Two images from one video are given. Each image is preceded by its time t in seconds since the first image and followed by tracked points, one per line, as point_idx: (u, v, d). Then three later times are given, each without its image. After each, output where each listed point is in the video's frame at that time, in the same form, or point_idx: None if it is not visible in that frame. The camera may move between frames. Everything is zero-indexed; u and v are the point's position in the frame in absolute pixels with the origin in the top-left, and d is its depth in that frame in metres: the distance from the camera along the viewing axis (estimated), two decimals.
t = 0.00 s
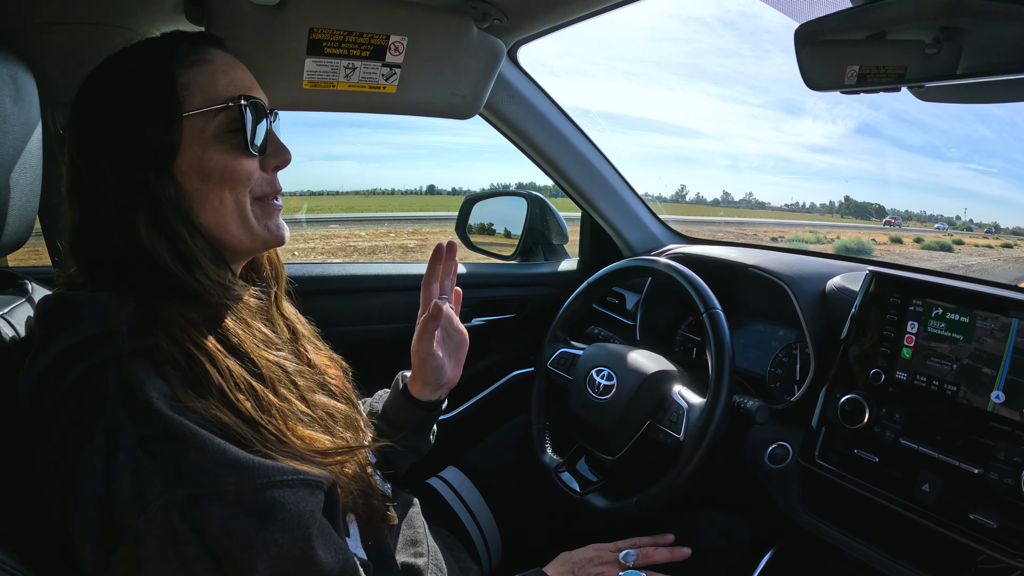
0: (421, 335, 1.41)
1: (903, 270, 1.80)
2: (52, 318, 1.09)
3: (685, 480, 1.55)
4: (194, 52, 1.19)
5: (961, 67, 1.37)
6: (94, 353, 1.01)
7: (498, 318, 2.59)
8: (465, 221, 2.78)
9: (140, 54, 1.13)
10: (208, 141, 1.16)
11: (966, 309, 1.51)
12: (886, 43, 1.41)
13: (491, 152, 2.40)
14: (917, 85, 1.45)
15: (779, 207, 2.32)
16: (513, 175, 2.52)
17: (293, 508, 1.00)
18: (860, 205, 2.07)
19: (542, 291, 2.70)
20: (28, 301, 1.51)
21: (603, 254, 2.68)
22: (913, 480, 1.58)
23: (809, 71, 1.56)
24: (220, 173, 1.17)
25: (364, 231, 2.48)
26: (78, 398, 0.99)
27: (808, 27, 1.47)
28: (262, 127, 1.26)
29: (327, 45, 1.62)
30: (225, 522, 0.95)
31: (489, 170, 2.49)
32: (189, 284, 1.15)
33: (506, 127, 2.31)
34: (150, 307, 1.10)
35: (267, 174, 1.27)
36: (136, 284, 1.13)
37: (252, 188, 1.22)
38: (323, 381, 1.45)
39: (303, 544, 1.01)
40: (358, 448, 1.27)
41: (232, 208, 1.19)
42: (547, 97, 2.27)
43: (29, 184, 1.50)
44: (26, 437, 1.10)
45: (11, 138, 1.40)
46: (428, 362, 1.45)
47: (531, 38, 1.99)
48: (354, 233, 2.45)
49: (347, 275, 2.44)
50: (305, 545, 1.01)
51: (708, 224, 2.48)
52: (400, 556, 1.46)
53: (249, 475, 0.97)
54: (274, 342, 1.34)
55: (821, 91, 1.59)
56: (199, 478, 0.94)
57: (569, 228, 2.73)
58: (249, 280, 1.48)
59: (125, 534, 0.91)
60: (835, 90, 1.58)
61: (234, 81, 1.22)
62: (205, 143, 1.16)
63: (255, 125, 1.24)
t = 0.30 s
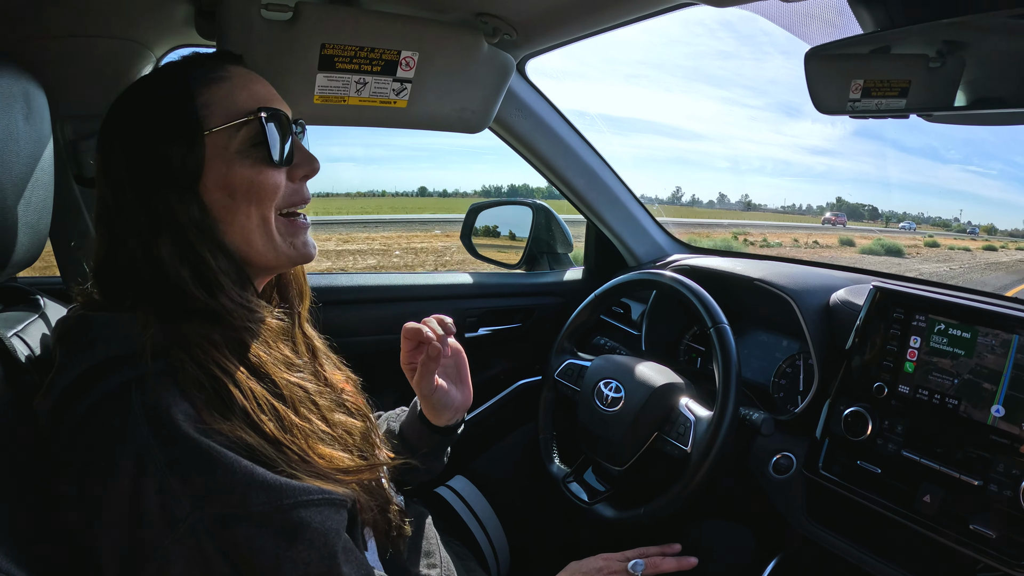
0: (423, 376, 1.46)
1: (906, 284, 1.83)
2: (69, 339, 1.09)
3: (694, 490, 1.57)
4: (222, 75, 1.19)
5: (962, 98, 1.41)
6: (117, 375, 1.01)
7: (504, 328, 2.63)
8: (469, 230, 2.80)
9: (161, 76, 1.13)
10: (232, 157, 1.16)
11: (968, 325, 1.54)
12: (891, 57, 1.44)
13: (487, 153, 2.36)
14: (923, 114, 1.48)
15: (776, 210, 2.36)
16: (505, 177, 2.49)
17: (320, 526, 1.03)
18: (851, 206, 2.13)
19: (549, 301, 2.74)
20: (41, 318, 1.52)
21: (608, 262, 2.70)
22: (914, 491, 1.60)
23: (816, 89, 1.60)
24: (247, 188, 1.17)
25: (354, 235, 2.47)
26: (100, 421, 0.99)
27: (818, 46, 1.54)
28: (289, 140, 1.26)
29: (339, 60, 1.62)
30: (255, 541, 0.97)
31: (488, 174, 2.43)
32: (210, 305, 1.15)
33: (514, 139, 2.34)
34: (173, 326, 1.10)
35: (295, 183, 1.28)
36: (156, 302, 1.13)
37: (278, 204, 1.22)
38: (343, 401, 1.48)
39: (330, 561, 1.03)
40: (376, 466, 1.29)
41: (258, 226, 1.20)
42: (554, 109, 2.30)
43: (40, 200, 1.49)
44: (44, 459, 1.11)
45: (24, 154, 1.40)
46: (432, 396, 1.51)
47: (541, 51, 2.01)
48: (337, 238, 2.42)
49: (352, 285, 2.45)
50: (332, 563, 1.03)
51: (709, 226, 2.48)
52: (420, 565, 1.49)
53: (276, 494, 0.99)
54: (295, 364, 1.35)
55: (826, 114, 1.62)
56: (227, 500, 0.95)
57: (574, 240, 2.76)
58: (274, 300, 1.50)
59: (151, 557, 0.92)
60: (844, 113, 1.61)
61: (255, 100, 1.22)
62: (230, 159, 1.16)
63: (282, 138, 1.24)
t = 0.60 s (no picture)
0: (428, 382, 1.48)
1: (906, 285, 1.84)
2: (71, 339, 1.09)
3: (693, 491, 1.58)
4: (225, 75, 1.20)
5: (961, 101, 1.42)
6: (120, 374, 1.01)
7: (505, 328, 2.64)
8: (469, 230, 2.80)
9: (167, 78, 1.14)
10: (235, 158, 1.16)
11: (968, 326, 1.55)
12: (890, 60, 1.45)
13: (487, 155, 2.35)
14: (924, 116, 1.48)
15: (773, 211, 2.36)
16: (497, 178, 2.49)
17: (322, 527, 1.03)
18: (843, 206, 2.13)
19: (550, 301, 2.74)
20: (42, 317, 1.51)
21: (607, 263, 2.71)
22: (914, 492, 1.61)
23: (817, 89, 1.60)
24: (237, 195, 1.16)
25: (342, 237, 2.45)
26: (102, 420, 0.99)
27: (819, 48, 1.54)
28: (284, 145, 1.24)
29: (341, 61, 1.62)
30: (256, 542, 0.97)
31: (487, 174, 2.43)
32: (211, 304, 1.15)
33: (515, 140, 2.34)
34: (175, 326, 1.10)
35: (290, 193, 1.25)
36: (158, 303, 1.13)
37: (272, 210, 1.20)
38: (342, 401, 1.49)
39: (331, 562, 1.03)
40: (377, 467, 1.29)
41: (251, 231, 1.19)
42: (555, 110, 2.31)
43: (42, 200, 1.49)
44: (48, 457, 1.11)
45: (25, 154, 1.39)
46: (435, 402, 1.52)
47: (542, 52, 2.02)
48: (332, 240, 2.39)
49: (353, 285, 2.45)
50: (333, 564, 1.04)
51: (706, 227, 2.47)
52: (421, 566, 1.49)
53: (278, 496, 1.00)
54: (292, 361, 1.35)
55: (826, 115, 1.62)
56: (229, 501, 0.96)
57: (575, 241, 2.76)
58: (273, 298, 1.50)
59: (153, 556, 0.92)
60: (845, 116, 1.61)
61: (257, 103, 1.22)
62: (221, 164, 1.15)
63: (274, 140, 1.22)
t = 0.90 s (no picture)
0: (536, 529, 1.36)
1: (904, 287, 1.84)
2: (70, 339, 1.09)
3: (691, 491, 1.58)
4: (225, 75, 1.21)
5: (960, 104, 1.43)
6: (119, 371, 1.02)
7: (503, 328, 2.64)
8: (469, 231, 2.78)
9: (169, 78, 1.15)
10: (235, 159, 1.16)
11: (966, 327, 1.55)
12: (889, 61, 1.45)
13: (486, 156, 2.38)
14: (923, 119, 1.48)
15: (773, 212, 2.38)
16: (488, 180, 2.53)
17: (318, 522, 1.03)
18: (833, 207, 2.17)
19: (550, 301, 2.75)
20: (41, 316, 1.51)
21: (606, 263, 2.72)
22: (912, 492, 1.61)
23: (816, 91, 1.60)
24: (214, 194, 1.15)
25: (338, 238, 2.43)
26: (102, 417, 0.99)
27: (819, 50, 1.54)
28: (259, 141, 1.21)
29: (341, 61, 1.63)
30: (252, 538, 0.98)
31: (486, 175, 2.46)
32: (200, 300, 1.15)
33: (515, 141, 2.35)
34: (173, 325, 1.10)
35: (270, 192, 1.23)
36: (155, 302, 1.13)
37: (250, 210, 1.19)
38: (337, 397, 1.49)
39: (328, 557, 1.04)
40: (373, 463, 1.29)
41: (227, 229, 1.18)
42: (555, 111, 2.32)
43: (42, 200, 1.49)
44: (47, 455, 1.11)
45: (25, 154, 1.40)
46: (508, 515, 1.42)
47: (542, 53, 2.02)
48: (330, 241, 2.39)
49: (353, 285, 2.45)
50: (330, 558, 1.05)
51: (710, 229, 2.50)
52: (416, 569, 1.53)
53: (274, 490, 1.00)
54: (281, 352, 1.35)
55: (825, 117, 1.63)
56: (226, 497, 0.96)
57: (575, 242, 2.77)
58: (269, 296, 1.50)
59: (150, 554, 0.92)
60: (843, 117, 1.61)
61: (235, 102, 1.20)
62: (196, 163, 1.14)
63: (242, 135, 1.17)
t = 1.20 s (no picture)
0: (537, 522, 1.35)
1: (904, 283, 1.83)
2: (64, 332, 1.08)
3: (691, 489, 1.56)
4: (221, 65, 1.21)
5: (959, 93, 1.41)
6: (112, 368, 1.01)
7: (501, 327, 2.63)
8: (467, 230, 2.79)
9: (161, 67, 1.14)
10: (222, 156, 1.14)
11: (966, 322, 1.54)
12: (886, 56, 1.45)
13: (485, 157, 2.36)
14: (923, 110, 1.48)
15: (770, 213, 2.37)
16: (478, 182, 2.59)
17: (314, 524, 1.02)
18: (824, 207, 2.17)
19: (548, 300, 2.74)
20: (36, 312, 1.50)
21: (604, 262, 2.71)
22: (914, 488, 1.60)
23: (815, 88, 1.60)
24: (202, 195, 1.13)
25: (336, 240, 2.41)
26: (95, 412, 0.98)
27: (815, 44, 1.53)
28: (248, 138, 1.18)
29: (338, 57, 1.62)
30: (246, 540, 0.96)
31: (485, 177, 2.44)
32: (194, 298, 1.15)
33: (513, 139, 2.35)
34: (167, 322, 1.09)
35: (261, 191, 1.21)
36: (150, 298, 1.12)
37: (241, 213, 1.18)
38: (336, 397, 1.48)
39: (324, 560, 1.03)
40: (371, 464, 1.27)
41: (218, 233, 1.16)
42: (553, 109, 2.32)
43: (37, 195, 1.49)
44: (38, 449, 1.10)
45: (20, 148, 1.39)
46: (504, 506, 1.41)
47: (539, 50, 2.03)
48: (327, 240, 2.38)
49: (351, 283, 2.44)
50: (325, 561, 1.03)
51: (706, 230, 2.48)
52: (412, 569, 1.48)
53: (269, 492, 0.99)
54: (279, 351, 1.34)
55: (823, 110, 1.62)
56: (220, 496, 0.95)
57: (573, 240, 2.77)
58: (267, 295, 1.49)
59: (143, 553, 0.90)
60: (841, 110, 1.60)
61: (225, 96, 1.18)
62: (185, 164, 1.12)
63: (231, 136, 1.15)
